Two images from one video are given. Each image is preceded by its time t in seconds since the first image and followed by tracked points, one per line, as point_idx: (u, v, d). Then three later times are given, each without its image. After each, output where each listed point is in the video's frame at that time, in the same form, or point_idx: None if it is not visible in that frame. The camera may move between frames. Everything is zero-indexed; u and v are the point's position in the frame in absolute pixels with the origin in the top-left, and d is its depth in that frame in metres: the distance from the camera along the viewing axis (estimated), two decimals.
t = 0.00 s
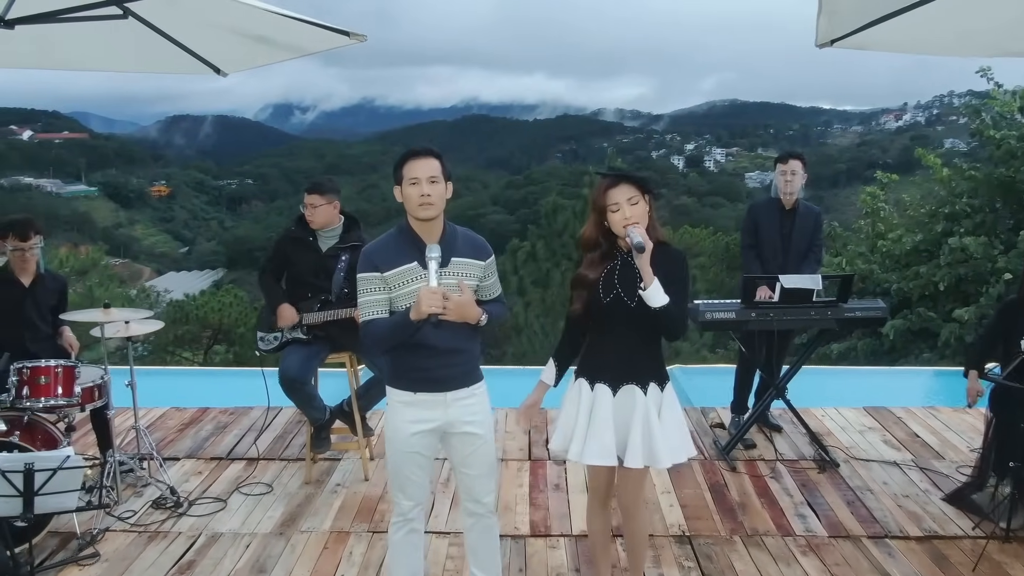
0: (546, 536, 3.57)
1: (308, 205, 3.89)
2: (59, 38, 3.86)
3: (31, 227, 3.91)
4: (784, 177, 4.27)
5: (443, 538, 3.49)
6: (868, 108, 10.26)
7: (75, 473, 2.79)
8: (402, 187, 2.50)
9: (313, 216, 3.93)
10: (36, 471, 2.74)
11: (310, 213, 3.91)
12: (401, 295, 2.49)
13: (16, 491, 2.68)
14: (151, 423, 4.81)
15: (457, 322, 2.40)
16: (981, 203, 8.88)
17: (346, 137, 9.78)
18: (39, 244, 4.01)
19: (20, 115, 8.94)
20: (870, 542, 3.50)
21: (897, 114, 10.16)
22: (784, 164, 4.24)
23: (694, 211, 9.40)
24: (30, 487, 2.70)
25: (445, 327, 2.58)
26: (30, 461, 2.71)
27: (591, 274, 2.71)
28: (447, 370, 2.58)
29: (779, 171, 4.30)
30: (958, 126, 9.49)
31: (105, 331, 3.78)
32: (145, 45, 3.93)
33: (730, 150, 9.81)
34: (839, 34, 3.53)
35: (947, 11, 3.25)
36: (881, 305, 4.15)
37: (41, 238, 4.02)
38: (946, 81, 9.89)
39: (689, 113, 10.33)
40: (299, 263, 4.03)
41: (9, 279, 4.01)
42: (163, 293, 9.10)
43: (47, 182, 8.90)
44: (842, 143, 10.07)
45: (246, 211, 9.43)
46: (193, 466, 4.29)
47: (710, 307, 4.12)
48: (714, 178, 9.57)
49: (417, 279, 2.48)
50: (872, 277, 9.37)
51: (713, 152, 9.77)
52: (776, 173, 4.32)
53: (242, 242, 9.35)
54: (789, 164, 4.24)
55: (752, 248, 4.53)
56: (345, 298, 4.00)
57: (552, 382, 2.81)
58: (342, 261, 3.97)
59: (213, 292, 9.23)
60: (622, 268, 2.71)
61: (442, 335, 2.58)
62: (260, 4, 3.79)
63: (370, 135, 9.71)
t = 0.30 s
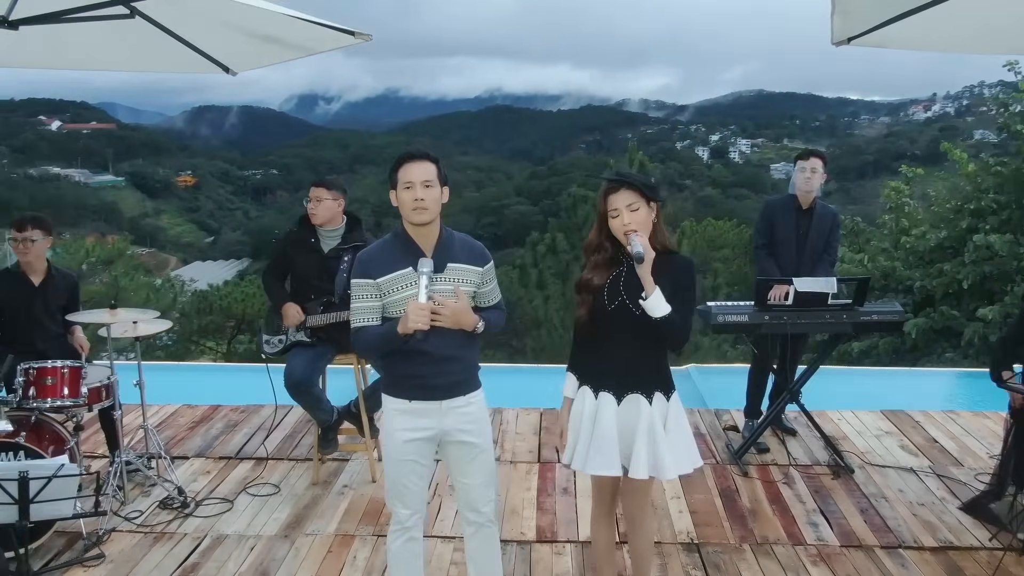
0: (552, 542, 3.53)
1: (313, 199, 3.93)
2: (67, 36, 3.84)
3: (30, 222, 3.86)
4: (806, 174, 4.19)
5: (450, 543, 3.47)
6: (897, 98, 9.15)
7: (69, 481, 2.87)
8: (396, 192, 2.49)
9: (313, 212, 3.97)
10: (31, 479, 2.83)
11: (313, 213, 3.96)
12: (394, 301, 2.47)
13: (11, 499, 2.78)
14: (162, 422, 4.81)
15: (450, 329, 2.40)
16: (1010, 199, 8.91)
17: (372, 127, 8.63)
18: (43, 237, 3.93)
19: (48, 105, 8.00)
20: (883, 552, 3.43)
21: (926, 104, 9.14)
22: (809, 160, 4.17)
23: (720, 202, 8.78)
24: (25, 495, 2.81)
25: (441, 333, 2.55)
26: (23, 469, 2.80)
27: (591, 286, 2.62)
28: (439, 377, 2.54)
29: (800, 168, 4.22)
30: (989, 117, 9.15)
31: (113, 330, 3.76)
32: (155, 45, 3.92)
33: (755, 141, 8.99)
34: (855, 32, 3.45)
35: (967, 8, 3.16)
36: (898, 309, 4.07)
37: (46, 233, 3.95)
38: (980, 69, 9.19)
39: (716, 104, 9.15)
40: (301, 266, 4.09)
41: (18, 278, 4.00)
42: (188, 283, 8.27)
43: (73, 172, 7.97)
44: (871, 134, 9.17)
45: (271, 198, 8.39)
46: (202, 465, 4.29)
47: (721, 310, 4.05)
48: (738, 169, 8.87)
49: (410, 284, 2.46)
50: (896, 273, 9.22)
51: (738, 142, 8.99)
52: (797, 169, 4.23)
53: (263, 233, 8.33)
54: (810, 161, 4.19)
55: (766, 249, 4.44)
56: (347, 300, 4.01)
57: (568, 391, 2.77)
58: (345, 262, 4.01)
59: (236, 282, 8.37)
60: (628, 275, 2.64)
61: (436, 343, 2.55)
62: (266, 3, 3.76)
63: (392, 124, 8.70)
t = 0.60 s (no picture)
0: (557, 544, 3.49)
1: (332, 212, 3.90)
2: (74, 31, 3.82)
3: (40, 221, 3.87)
4: (829, 172, 4.07)
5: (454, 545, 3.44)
6: (925, 88, 10.31)
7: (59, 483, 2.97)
8: (390, 192, 2.48)
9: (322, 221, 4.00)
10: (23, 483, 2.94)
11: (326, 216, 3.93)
12: (384, 302, 2.47)
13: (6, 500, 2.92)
14: (173, 416, 4.82)
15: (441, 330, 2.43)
16: None
17: (395, 116, 10.32)
18: (53, 236, 3.94)
19: (76, 95, 9.32)
20: (895, 559, 3.36)
21: (956, 94, 10.14)
22: (831, 158, 4.04)
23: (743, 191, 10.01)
24: (19, 496, 2.94)
25: (435, 336, 2.55)
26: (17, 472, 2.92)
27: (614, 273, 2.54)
28: (430, 378, 2.54)
29: (822, 166, 4.10)
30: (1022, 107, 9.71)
31: (120, 329, 3.75)
32: (162, 40, 3.90)
33: (782, 133, 10.25)
34: (871, 24, 3.36)
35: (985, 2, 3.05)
36: (914, 309, 3.98)
37: (56, 232, 3.95)
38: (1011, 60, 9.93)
39: (741, 94, 10.73)
40: (309, 263, 4.04)
41: (28, 275, 4.00)
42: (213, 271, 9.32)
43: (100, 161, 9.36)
44: (898, 125, 10.16)
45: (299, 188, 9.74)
46: (210, 461, 4.29)
47: (733, 309, 3.99)
48: (765, 160, 10.09)
49: (402, 285, 2.45)
50: (920, 268, 9.16)
51: (764, 132, 10.34)
52: (818, 166, 4.12)
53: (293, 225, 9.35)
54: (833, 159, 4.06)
55: (779, 248, 4.36)
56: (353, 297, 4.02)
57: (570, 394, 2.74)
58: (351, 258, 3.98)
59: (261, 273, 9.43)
60: (628, 279, 2.59)
61: (428, 346, 2.55)
62: None
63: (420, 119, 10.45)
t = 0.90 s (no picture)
0: (562, 546, 3.46)
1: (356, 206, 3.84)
2: (83, 25, 3.81)
3: (51, 210, 3.86)
4: (844, 170, 3.97)
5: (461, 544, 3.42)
6: (957, 76, 10.99)
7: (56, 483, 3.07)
8: (387, 192, 2.50)
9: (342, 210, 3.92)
10: (19, 483, 3.07)
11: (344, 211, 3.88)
12: (376, 303, 2.49)
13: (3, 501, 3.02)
14: (185, 409, 4.83)
15: (428, 331, 2.44)
16: None
17: (419, 103, 11.89)
18: (64, 224, 3.94)
19: (104, 84, 10.65)
20: (905, 565, 3.29)
21: (988, 82, 10.73)
22: (846, 157, 3.94)
23: (770, 180, 10.60)
24: (15, 497, 3.04)
25: (430, 340, 2.56)
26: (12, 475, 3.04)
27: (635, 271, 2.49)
28: (423, 381, 2.55)
29: (839, 164, 3.99)
30: None
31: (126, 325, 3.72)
32: (170, 35, 3.89)
33: (809, 121, 11.20)
34: (887, 18, 3.28)
35: None
36: (931, 309, 3.90)
37: (66, 222, 3.95)
38: None
39: (768, 81, 11.92)
40: (319, 258, 4.01)
41: (37, 266, 4.00)
42: (238, 259, 10.39)
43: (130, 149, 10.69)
44: (928, 112, 10.82)
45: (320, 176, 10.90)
46: (219, 456, 4.29)
47: (745, 308, 3.92)
48: (794, 149, 10.81)
49: (395, 287, 2.47)
50: (944, 263, 8.97)
51: (793, 122, 11.20)
52: (833, 163, 4.01)
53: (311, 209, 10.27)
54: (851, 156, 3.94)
55: (792, 246, 4.29)
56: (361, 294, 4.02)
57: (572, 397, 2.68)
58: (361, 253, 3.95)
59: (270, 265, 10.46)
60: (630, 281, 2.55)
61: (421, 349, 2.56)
62: None
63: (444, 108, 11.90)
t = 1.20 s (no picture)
0: (569, 548, 3.43)
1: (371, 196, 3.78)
2: (96, 21, 3.81)
3: (61, 207, 3.87)
4: (849, 173, 3.93)
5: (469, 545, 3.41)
6: (991, 64, 10.63)
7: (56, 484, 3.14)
8: (388, 195, 2.47)
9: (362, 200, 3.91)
10: (20, 485, 3.17)
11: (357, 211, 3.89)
12: (376, 305, 2.47)
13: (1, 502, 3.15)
14: (198, 404, 4.85)
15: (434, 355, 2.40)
16: None
17: (444, 91, 12.26)
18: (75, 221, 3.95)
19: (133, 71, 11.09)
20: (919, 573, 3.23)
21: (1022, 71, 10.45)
22: (853, 158, 3.89)
23: (796, 169, 10.47)
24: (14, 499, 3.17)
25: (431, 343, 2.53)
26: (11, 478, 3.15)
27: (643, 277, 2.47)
28: (422, 384, 2.54)
29: (844, 166, 3.96)
30: None
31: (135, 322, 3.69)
32: (182, 31, 3.88)
33: (839, 109, 11.07)
34: (907, 14, 3.22)
35: None
36: (950, 311, 3.80)
37: (78, 217, 3.96)
38: None
39: (798, 68, 11.78)
40: (333, 255, 3.99)
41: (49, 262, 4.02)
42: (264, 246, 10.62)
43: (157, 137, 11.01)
44: (961, 100, 10.63)
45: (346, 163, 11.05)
46: (230, 451, 4.30)
47: (759, 308, 3.87)
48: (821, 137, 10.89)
49: (394, 289, 2.44)
50: (971, 258, 8.94)
51: (819, 110, 11.14)
52: (839, 165, 3.98)
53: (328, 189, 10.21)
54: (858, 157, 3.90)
55: (806, 247, 4.21)
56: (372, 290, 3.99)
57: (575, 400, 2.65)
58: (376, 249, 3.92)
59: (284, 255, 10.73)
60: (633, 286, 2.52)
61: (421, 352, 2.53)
62: None
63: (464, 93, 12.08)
